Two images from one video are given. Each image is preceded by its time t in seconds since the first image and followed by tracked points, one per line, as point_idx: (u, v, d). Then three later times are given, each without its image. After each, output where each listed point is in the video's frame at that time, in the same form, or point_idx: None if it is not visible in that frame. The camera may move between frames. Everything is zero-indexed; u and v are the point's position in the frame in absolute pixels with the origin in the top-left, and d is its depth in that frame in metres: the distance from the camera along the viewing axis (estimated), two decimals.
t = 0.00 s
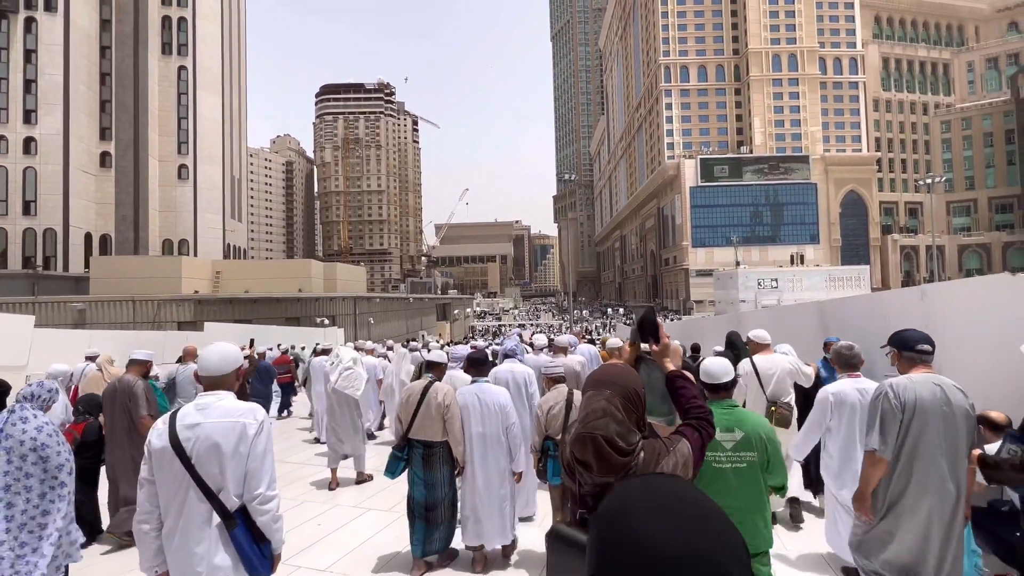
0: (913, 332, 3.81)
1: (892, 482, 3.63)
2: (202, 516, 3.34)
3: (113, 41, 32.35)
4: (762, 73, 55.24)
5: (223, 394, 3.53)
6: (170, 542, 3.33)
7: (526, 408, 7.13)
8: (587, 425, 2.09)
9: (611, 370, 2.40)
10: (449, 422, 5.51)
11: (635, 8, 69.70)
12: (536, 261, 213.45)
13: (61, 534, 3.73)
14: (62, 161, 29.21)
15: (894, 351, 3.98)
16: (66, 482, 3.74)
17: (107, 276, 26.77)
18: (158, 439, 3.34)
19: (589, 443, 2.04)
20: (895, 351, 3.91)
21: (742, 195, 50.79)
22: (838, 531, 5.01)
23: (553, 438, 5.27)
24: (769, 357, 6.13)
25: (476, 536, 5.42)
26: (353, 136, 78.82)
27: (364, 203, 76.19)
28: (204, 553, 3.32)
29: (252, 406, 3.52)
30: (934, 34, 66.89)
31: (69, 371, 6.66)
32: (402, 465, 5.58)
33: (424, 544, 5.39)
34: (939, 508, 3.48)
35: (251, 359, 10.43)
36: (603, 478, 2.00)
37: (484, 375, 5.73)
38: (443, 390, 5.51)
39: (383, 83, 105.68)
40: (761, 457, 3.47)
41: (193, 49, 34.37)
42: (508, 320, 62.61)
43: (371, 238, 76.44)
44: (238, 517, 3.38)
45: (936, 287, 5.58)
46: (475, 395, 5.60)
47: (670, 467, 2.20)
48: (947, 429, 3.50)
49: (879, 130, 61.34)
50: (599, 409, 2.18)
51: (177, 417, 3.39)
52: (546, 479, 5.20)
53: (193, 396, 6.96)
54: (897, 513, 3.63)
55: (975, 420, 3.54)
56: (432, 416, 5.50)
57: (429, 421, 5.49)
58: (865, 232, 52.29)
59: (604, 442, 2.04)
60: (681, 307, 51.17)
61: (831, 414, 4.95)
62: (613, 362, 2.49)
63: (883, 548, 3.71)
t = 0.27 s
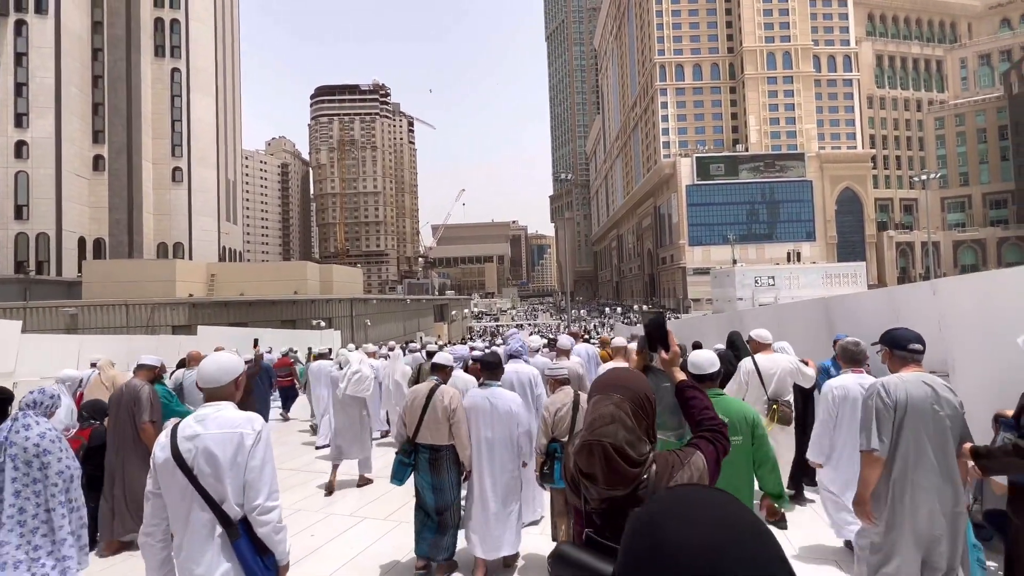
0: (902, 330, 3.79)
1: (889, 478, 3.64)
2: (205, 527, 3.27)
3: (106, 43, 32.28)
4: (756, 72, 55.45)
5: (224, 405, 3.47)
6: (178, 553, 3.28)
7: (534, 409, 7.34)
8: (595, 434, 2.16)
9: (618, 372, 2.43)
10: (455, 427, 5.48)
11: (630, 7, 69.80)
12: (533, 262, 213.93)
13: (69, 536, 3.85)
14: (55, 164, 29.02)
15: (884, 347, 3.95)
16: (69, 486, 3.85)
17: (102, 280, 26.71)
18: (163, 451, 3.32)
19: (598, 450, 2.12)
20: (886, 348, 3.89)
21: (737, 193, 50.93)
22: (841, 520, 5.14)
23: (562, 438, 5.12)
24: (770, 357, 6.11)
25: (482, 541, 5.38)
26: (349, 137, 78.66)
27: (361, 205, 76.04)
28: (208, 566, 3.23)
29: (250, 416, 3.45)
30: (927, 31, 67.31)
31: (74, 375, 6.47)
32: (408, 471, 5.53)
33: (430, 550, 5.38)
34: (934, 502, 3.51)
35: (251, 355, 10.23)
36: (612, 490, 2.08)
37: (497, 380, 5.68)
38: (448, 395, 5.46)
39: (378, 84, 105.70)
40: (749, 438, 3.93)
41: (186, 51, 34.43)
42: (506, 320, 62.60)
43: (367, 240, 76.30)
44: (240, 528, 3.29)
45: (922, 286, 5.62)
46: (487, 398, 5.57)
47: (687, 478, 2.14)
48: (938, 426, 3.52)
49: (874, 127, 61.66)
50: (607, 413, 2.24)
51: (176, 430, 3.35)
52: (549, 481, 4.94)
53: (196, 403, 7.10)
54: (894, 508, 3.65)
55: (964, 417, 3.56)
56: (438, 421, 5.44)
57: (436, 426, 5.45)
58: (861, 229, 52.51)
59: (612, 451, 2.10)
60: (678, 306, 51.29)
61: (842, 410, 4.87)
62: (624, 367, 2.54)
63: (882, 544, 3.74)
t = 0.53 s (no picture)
0: (882, 327, 3.97)
1: (866, 474, 3.75)
2: (214, 530, 3.26)
3: (95, 44, 31.97)
4: (750, 69, 55.60)
5: (226, 406, 3.43)
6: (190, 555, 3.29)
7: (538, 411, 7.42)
8: (612, 442, 2.11)
9: (629, 379, 2.44)
10: (455, 429, 5.44)
11: (623, 5, 69.88)
12: (529, 261, 213.87)
13: (74, 544, 3.89)
14: (44, 166, 28.80)
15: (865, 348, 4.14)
16: (73, 491, 3.91)
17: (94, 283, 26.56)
18: (171, 456, 3.29)
19: (611, 455, 2.09)
20: (867, 345, 4.04)
21: (732, 190, 51.13)
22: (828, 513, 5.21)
23: (572, 440, 5.09)
24: (771, 352, 6.12)
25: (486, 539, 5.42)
26: (343, 138, 78.43)
27: (356, 205, 75.84)
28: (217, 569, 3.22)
29: (250, 417, 3.39)
30: (919, 28, 67.62)
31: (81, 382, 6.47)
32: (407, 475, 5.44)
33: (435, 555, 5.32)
34: (917, 495, 3.59)
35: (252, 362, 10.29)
36: (628, 502, 2.04)
37: (503, 379, 5.68)
38: (446, 397, 5.43)
39: (371, 83, 105.41)
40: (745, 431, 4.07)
41: (177, 51, 34.21)
42: (503, 319, 62.60)
43: (363, 240, 76.14)
44: (246, 532, 3.24)
45: (917, 282, 5.80)
46: (490, 397, 5.61)
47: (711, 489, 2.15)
48: (919, 417, 3.64)
49: (867, 124, 61.98)
50: (625, 416, 2.20)
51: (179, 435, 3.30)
52: (562, 482, 5.04)
53: (199, 405, 7.28)
54: (874, 503, 3.71)
55: (947, 408, 3.69)
56: (437, 423, 5.41)
57: (435, 428, 5.41)
58: (855, 225, 52.78)
59: (633, 463, 2.05)
60: (674, 303, 51.46)
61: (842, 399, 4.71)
62: (638, 371, 2.55)
63: (864, 540, 3.79)
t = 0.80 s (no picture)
0: (875, 322, 4.01)
1: (856, 463, 3.83)
2: (224, 531, 3.23)
3: (80, 41, 31.51)
4: (741, 66, 55.89)
5: (239, 406, 3.39)
6: (194, 556, 3.25)
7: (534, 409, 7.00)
8: (645, 439, 2.07)
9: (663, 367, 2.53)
10: (448, 428, 5.31)
11: (615, 2, 69.98)
12: (522, 259, 213.91)
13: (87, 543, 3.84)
14: (28, 165, 28.23)
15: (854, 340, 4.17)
16: (89, 489, 3.87)
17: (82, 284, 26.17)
18: (182, 453, 3.26)
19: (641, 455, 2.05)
20: (859, 338, 4.09)
21: (724, 187, 51.37)
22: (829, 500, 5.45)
23: (569, 438, 5.10)
24: (762, 347, 6.16)
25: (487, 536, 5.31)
26: (334, 136, 77.94)
27: (348, 204, 75.41)
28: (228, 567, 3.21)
29: (263, 415, 3.36)
30: (908, 25, 68.25)
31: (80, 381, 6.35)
32: (404, 473, 5.33)
33: (431, 555, 5.14)
34: (908, 483, 3.65)
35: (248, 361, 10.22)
36: (661, 501, 2.03)
37: (498, 378, 5.57)
38: (437, 395, 5.29)
39: (361, 81, 104.91)
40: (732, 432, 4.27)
41: (164, 47, 34.15)
42: (497, 317, 62.54)
43: (355, 239, 75.74)
44: (257, 530, 3.21)
45: (913, 275, 5.92)
46: (485, 397, 5.51)
47: (744, 489, 2.17)
48: (909, 409, 3.70)
49: (857, 121, 62.51)
50: (655, 411, 2.19)
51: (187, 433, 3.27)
52: (563, 479, 4.98)
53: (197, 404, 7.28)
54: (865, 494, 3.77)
55: (934, 400, 3.75)
56: (428, 422, 5.28)
57: (427, 427, 5.28)
58: (846, 220, 53.21)
59: (665, 467, 2.01)
60: (668, 300, 51.65)
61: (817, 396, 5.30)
62: (663, 370, 2.56)
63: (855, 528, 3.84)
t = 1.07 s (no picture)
0: (881, 318, 4.06)
1: (861, 456, 3.82)
2: (253, 536, 3.22)
3: (62, 34, 30.88)
4: (732, 64, 56.17)
5: (268, 409, 3.35)
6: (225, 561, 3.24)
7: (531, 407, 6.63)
8: (682, 424, 2.19)
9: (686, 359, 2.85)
10: (447, 426, 4.99)
11: None
12: (513, 256, 214.11)
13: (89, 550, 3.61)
14: (11, 162, 27.47)
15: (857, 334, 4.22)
16: (100, 491, 3.68)
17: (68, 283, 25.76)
18: (211, 457, 3.24)
19: (675, 440, 2.19)
20: (862, 335, 4.15)
21: (715, 184, 51.60)
22: (811, 484, 5.87)
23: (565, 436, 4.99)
24: (747, 346, 6.22)
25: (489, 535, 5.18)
26: (325, 133, 77.31)
27: (339, 201, 74.92)
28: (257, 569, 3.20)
29: (292, 420, 3.30)
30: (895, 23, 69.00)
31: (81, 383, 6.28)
32: (400, 474, 5.00)
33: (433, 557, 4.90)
34: (904, 473, 3.73)
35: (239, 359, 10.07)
36: (698, 488, 2.15)
37: (492, 376, 5.33)
38: (435, 393, 4.93)
39: (351, 78, 104.20)
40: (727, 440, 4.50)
41: (150, 41, 33.84)
42: (491, 315, 62.52)
43: (347, 236, 75.29)
44: (286, 535, 3.20)
45: (917, 271, 6.00)
46: (483, 397, 5.26)
47: (780, 481, 2.32)
48: (912, 405, 3.74)
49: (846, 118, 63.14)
50: (690, 397, 2.33)
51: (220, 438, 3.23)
52: (559, 480, 4.87)
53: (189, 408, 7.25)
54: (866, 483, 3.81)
55: (934, 397, 3.81)
56: (425, 421, 4.93)
57: (425, 427, 4.94)
58: (836, 218, 53.77)
59: (703, 456, 2.14)
60: (661, 297, 51.92)
61: (809, 384, 5.50)
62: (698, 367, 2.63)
63: (843, 512, 3.91)
